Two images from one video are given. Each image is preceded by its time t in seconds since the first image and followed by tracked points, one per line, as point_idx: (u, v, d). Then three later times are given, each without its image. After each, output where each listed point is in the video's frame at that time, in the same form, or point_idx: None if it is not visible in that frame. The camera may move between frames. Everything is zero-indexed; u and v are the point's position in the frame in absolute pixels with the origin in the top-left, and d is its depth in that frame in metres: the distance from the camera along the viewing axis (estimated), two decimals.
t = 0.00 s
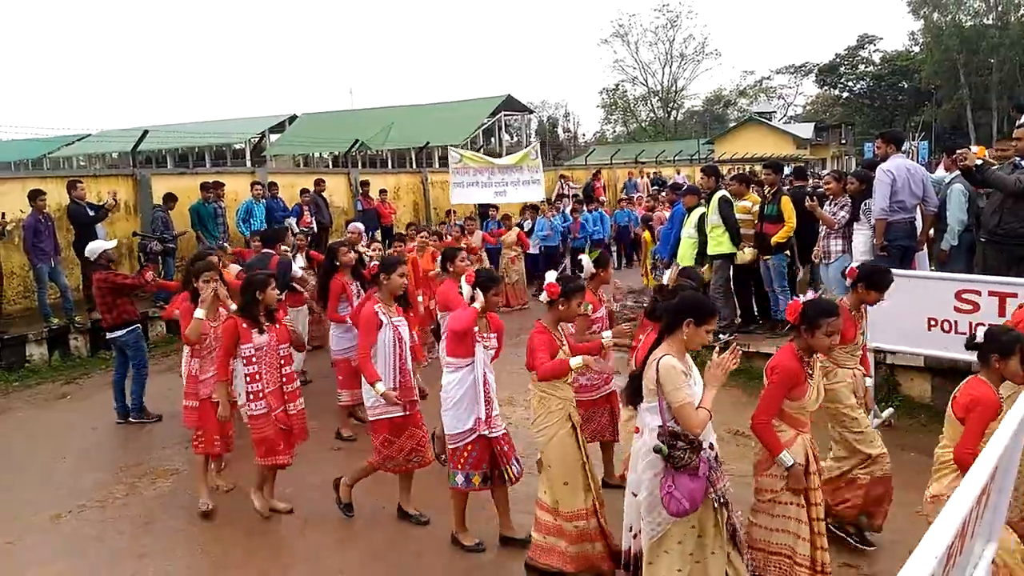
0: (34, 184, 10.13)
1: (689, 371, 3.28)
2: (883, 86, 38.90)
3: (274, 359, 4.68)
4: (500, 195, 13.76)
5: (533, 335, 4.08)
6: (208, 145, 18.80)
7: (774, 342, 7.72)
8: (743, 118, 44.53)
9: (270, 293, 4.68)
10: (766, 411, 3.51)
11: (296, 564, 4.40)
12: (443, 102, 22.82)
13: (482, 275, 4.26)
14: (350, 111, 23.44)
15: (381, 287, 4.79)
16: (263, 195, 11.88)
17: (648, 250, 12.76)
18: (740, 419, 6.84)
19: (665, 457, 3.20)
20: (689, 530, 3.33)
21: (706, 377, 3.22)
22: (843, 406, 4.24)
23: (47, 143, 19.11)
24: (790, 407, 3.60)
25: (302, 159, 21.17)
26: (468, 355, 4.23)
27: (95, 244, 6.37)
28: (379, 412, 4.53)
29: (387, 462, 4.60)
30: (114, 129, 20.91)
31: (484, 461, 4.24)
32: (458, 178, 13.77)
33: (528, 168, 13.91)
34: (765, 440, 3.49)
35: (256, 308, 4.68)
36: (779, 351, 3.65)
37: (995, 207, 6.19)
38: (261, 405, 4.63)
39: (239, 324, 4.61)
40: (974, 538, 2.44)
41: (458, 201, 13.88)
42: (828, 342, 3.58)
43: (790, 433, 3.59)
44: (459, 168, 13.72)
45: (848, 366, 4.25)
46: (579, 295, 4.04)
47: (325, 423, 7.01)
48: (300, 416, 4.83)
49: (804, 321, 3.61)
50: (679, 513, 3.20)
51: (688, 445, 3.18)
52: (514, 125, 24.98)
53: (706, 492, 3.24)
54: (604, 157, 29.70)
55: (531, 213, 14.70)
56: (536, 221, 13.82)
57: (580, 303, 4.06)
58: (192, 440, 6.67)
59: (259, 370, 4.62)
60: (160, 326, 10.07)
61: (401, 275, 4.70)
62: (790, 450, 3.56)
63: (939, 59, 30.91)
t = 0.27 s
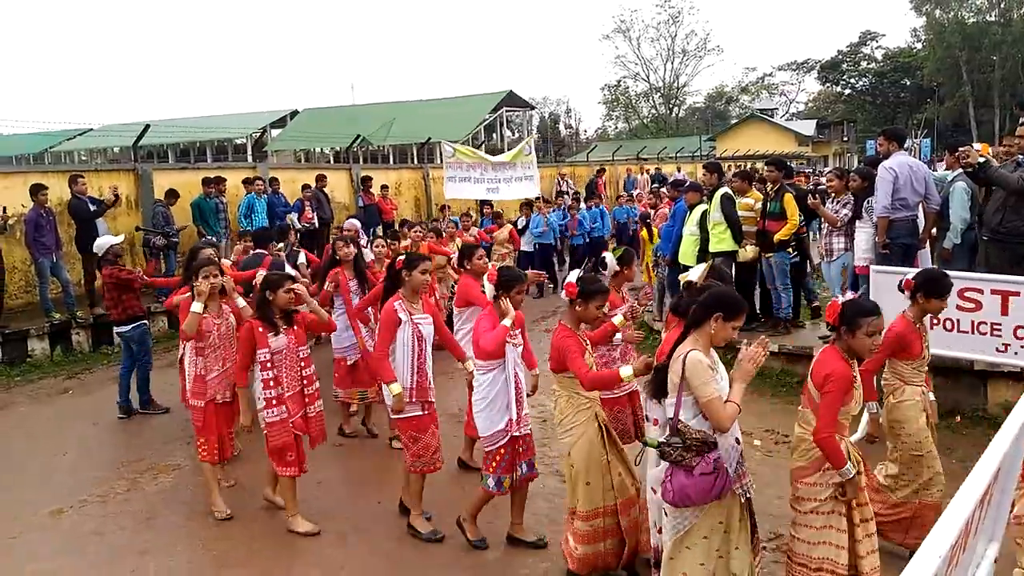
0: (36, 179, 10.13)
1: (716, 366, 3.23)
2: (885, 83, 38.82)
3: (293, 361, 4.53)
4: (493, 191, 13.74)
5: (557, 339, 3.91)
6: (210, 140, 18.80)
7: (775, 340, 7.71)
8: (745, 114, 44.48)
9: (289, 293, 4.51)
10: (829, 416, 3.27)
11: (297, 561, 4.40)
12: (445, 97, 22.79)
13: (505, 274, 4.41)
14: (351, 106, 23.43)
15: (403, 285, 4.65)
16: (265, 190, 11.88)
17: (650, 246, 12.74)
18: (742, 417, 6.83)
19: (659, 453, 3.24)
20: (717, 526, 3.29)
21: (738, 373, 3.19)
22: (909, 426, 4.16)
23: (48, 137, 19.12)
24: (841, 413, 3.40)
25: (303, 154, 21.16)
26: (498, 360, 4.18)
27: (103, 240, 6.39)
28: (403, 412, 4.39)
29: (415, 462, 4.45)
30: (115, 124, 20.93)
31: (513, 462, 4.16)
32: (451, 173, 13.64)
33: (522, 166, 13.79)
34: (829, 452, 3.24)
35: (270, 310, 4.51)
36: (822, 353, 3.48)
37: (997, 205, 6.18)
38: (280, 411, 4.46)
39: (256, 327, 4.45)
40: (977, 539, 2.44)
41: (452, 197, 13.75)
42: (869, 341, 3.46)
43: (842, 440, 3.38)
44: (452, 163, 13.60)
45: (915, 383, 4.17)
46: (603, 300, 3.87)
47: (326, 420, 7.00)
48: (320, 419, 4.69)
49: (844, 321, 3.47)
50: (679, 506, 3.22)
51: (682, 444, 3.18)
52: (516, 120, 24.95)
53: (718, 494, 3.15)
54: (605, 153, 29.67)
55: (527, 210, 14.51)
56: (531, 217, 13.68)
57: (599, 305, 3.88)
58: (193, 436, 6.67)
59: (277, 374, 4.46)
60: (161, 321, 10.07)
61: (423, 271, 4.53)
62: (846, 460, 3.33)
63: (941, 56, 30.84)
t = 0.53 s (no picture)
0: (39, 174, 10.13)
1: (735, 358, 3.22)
2: (889, 78, 38.72)
3: (316, 355, 4.53)
4: (491, 186, 13.63)
5: (582, 334, 3.79)
6: (213, 136, 18.80)
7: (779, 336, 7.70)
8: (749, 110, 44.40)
9: (307, 285, 4.50)
10: (887, 422, 3.20)
11: (300, 556, 4.39)
12: (448, 92, 22.78)
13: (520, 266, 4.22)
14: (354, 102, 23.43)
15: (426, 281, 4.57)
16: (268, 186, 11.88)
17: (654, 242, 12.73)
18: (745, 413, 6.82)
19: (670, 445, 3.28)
20: (745, 521, 3.20)
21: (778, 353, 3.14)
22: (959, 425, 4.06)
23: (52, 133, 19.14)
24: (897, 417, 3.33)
25: (307, 150, 21.18)
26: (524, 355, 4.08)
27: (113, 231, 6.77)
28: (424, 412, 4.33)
29: (435, 464, 4.36)
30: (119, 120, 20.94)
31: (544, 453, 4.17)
32: (448, 169, 13.63)
33: (519, 159, 13.58)
34: (886, 458, 3.18)
35: (290, 304, 4.48)
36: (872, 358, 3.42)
37: (1002, 201, 6.16)
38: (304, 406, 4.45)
39: (277, 321, 4.44)
40: (981, 535, 2.43)
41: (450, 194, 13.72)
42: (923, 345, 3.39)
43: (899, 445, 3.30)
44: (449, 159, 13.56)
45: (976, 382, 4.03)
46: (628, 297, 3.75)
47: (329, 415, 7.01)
48: (347, 415, 4.68)
49: (894, 324, 3.42)
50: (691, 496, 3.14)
51: (683, 431, 3.20)
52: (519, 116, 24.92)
53: (728, 487, 3.05)
54: (608, 149, 29.64)
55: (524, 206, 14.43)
56: (531, 213, 13.76)
57: (626, 305, 3.76)
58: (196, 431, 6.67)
59: (299, 368, 4.45)
60: (164, 316, 10.08)
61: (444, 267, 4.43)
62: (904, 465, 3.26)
63: (946, 52, 30.74)
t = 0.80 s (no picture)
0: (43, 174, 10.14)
1: (760, 356, 3.23)
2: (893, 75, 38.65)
3: (346, 358, 4.50)
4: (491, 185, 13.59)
5: (607, 332, 3.76)
6: (216, 135, 18.81)
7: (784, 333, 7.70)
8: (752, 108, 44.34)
9: (336, 289, 4.45)
10: (951, 425, 3.20)
11: (306, 555, 4.41)
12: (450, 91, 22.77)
13: (534, 268, 4.12)
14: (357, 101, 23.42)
15: (444, 283, 4.44)
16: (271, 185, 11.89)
17: (657, 239, 12.72)
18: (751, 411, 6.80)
19: (701, 449, 3.16)
20: (772, 521, 3.21)
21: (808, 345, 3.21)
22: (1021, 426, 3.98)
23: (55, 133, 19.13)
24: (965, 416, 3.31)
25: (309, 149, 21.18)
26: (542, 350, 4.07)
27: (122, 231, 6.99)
28: (445, 415, 4.32)
29: (452, 470, 4.37)
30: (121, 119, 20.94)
31: (560, 459, 4.14)
32: (449, 166, 13.65)
33: (520, 159, 13.51)
34: (963, 456, 3.15)
35: (320, 305, 4.47)
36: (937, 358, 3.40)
37: (1007, 197, 6.14)
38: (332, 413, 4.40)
39: (310, 323, 4.38)
40: (988, 533, 2.43)
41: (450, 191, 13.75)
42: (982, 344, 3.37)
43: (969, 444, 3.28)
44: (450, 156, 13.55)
45: None
46: (661, 304, 3.69)
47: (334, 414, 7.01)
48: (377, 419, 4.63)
49: (955, 325, 3.40)
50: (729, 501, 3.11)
51: (722, 436, 3.10)
52: (522, 114, 24.90)
53: (765, 485, 3.06)
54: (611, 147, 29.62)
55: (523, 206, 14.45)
56: (530, 214, 13.85)
57: (660, 311, 3.73)
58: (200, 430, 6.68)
59: (331, 373, 4.41)
60: (168, 316, 10.07)
61: (464, 270, 4.32)
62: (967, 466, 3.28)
63: (950, 48, 30.66)
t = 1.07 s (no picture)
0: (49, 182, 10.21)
1: (801, 372, 3.21)
2: (896, 78, 38.64)
3: (383, 365, 4.37)
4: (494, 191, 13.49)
5: (637, 339, 3.79)
6: (221, 142, 18.88)
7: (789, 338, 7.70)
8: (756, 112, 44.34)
9: (370, 295, 4.32)
10: None
11: (314, 560, 4.42)
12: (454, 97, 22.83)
13: (554, 274, 4.09)
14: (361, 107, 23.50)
15: (462, 289, 4.39)
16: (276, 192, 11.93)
17: (661, 244, 12.73)
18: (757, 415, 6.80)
19: (744, 468, 3.14)
20: (817, 539, 3.20)
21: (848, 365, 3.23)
22: None
23: (62, 141, 19.22)
24: None
25: (314, 156, 21.23)
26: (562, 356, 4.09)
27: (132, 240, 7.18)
28: (473, 421, 4.27)
29: (477, 476, 4.28)
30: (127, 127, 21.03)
31: (577, 464, 4.10)
32: (450, 174, 13.41)
33: (523, 164, 13.64)
34: None
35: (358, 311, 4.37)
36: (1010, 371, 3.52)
37: (1011, 201, 6.15)
38: (371, 417, 4.29)
39: (345, 328, 4.32)
40: (995, 537, 2.44)
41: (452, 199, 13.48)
42: None
43: None
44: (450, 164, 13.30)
45: None
46: (693, 314, 3.76)
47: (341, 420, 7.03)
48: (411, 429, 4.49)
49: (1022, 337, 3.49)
50: (771, 520, 3.11)
51: (766, 456, 3.09)
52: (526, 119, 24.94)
53: (810, 506, 3.06)
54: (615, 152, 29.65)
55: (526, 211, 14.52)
56: (530, 219, 13.88)
57: (695, 323, 3.79)
58: (208, 436, 6.71)
59: (368, 379, 4.30)
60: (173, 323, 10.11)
61: (484, 277, 4.30)
62: None
63: (953, 51, 30.62)
